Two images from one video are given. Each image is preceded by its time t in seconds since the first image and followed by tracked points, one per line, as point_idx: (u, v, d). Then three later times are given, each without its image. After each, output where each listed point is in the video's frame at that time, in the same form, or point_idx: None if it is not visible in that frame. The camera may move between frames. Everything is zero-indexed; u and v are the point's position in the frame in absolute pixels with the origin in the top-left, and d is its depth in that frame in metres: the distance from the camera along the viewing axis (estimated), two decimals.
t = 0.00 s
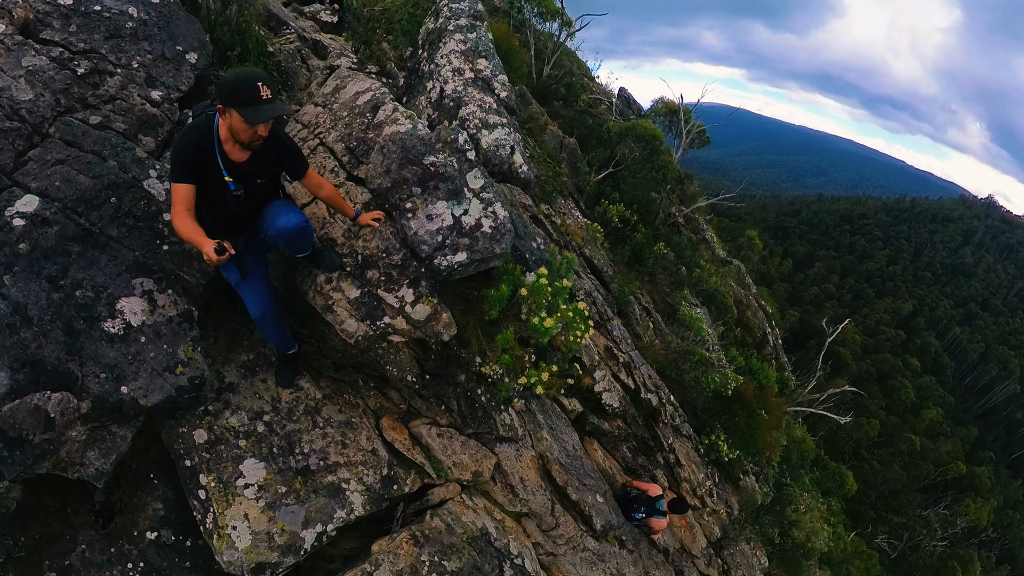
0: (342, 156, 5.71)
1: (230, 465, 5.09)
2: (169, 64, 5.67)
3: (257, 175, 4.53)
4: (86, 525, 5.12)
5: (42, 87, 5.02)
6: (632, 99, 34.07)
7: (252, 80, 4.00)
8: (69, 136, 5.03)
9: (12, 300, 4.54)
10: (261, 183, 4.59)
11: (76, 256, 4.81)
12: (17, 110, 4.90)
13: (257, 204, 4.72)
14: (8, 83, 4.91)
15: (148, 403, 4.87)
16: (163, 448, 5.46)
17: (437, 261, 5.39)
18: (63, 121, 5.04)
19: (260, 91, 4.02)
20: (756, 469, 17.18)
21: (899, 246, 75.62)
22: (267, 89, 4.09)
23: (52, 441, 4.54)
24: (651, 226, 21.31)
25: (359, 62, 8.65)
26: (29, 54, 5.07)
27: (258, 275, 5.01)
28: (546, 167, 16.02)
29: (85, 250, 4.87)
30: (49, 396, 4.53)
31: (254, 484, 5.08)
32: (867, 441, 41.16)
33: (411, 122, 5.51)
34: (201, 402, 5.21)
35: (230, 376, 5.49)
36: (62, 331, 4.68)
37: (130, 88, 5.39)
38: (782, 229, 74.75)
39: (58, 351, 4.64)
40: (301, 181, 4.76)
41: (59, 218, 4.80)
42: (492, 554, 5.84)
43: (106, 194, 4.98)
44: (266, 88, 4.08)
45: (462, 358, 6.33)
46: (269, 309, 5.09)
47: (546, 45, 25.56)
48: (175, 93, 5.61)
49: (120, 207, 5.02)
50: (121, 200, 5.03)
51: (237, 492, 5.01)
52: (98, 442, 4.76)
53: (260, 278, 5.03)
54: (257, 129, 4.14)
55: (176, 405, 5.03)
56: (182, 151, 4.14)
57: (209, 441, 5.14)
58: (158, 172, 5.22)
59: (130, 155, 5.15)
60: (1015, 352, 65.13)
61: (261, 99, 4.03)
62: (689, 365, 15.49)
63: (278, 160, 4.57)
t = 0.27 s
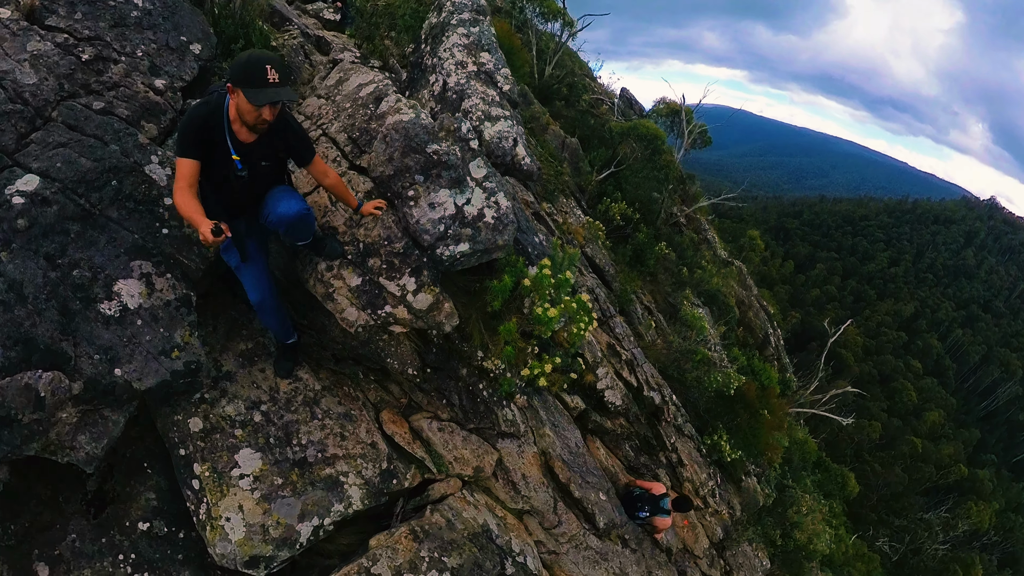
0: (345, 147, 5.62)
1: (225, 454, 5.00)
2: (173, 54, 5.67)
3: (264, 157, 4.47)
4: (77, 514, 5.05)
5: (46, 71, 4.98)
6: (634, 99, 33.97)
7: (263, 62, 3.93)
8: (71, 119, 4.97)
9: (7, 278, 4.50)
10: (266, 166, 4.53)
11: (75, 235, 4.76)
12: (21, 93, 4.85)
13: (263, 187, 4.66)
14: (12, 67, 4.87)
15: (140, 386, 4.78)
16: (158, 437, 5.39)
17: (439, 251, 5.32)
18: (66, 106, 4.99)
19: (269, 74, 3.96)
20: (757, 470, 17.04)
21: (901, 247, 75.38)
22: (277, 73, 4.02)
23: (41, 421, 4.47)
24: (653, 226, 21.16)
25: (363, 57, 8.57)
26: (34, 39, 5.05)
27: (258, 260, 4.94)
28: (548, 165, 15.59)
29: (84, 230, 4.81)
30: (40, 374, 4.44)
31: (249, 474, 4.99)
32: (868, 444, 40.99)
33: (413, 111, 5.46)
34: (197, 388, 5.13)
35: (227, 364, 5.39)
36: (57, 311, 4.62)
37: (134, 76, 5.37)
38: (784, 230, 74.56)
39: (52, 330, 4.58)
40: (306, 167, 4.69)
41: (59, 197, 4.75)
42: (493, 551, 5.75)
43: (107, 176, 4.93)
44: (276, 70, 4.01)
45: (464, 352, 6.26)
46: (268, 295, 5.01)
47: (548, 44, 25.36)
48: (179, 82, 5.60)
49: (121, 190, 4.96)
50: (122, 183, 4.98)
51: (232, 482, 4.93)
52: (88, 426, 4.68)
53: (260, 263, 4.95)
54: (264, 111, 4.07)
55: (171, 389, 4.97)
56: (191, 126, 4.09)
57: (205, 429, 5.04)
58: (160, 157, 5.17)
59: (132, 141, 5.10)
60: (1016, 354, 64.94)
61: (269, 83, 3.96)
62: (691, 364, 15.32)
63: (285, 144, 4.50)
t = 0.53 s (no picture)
0: (352, 135, 5.55)
1: (225, 443, 4.90)
2: (182, 41, 5.76)
3: (275, 134, 4.42)
4: (70, 503, 5.00)
5: (54, 51, 5.00)
6: (637, 100, 33.89)
7: (278, 35, 3.90)
8: (78, 100, 4.99)
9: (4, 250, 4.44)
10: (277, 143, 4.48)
11: (77, 211, 4.77)
12: (28, 71, 4.85)
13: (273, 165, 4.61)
14: (20, 45, 4.89)
15: (140, 366, 4.73)
16: (155, 426, 5.38)
17: (448, 240, 5.27)
18: (74, 86, 5.02)
19: (283, 47, 3.92)
20: (761, 472, 16.87)
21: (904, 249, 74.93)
22: (292, 48, 3.98)
23: (32, 399, 4.40)
24: (657, 226, 20.96)
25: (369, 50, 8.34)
26: (44, 20, 5.08)
27: (263, 239, 4.85)
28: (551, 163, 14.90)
29: (86, 206, 4.82)
30: (32, 350, 4.36)
31: (249, 465, 4.88)
32: (871, 447, 40.73)
33: (423, 98, 5.39)
34: (196, 373, 5.07)
35: (229, 352, 5.33)
36: (54, 287, 4.57)
37: (142, 61, 5.43)
38: (787, 232, 74.31)
39: (49, 306, 4.51)
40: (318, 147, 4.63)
41: (63, 171, 4.75)
42: (499, 548, 5.64)
43: (112, 156, 4.95)
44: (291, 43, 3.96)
45: (471, 346, 6.21)
46: (272, 275, 4.90)
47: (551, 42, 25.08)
48: (187, 69, 5.71)
49: (125, 169, 4.98)
50: (127, 162, 5.00)
51: (231, 472, 4.81)
52: (81, 409, 4.58)
53: (265, 243, 4.86)
54: (276, 85, 4.04)
55: (168, 373, 4.90)
56: (203, 95, 4.09)
57: (204, 416, 4.95)
58: (167, 141, 5.23)
59: (138, 123, 5.13)
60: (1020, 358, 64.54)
61: (283, 56, 3.92)
62: (695, 364, 15.03)
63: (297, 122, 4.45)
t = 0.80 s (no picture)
0: (363, 130, 5.59)
1: (234, 435, 4.94)
2: (193, 37, 5.97)
3: (293, 123, 4.51)
4: (75, 494, 5.06)
5: (68, 42, 5.16)
6: (639, 102, 33.97)
7: (301, 26, 4.00)
8: (92, 91, 5.12)
9: (20, 236, 4.59)
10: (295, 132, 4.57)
11: (90, 198, 4.85)
12: (42, 61, 5.00)
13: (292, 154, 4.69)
14: (35, 36, 5.07)
15: (151, 354, 4.75)
16: (162, 417, 5.46)
17: (456, 235, 5.33)
18: (87, 77, 5.17)
19: (305, 38, 4.01)
20: (763, 474, 16.87)
21: (905, 251, 74.86)
22: (314, 39, 4.06)
23: (41, 385, 4.40)
24: (659, 227, 20.95)
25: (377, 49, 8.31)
26: (60, 14, 5.28)
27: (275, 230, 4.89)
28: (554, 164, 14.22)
29: (99, 194, 4.90)
30: (42, 335, 4.40)
31: (257, 457, 4.91)
32: (872, 450, 40.60)
33: (433, 95, 5.46)
34: (206, 364, 5.12)
35: (238, 344, 5.38)
36: (66, 273, 4.63)
37: (154, 54, 5.60)
38: (788, 234, 74.18)
39: (60, 291, 4.58)
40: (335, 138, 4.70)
41: (76, 158, 4.86)
42: (508, 542, 5.66)
43: (125, 146, 5.04)
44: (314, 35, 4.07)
45: (477, 341, 6.27)
46: (282, 267, 4.95)
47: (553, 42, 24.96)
48: (198, 62, 5.88)
49: (138, 158, 5.06)
50: (140, 152, 5.08)
51: (239, 464, 4.84)
52: (90, 397, 4.59)
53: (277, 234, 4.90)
54: (295, 75, 4.13)
55: (179, 361, 4.93)
56: (226, 82, 4.25)
57: (213, 407, 4.99)
58: (178, 133, 5.32)
59: (150, 114, 5.25)
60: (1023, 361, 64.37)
61: (304, 45, 4.01)
62: (697, 364, 15.06)
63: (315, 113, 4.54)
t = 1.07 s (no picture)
0: (376, 132, 5.71)
1: (249, 428, 5.06)
2: (207, 36, 6.18)
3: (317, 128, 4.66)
4: (88, 488, 5.17)
5: (87, 40, 5.35)
6: (641, 104, 34.07)
7: (337, 34, 4.15)
8: (110, 88, 5.29)
9: (41, 229, 4.67)
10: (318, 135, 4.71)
11: (109, 193, 4.98)
12: (61, 58, 5.17)
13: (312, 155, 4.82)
14: (54, 33, 5.26)
15: (170, 348, 4.85)
16: (176, 411, 5.61)
17: (469, 234, 5.44)
18: (105, 74, 5.34)
19: (340, 47, 4.18)
20: (765, 475, 16.94)
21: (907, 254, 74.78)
22: (348, 48, 4.25)
23: (61, 375, 4.49)
24: (662, 229, 21.04)
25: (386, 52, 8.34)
26: (79, 12, 5.48)
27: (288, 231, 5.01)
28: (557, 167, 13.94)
29: (118, 188, 5.04)
30: (64, 327, 4.49)
31: (272, 450, 5.02)
32: (874, 453, 40.54)
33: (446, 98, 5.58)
34: (222, 358, 5.22)
35: (253, 340, 5.51)
36: (87, 266, 4.74)
37: (170, 53, 5.80)
38: (791, 236, 74.13)
39: (81, 284, 4.68)
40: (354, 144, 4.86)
41: (96, 154, 5.01)
42: (517, 537, 5.76)
43: (144, 142, 5.20)
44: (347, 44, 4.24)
45: (485, 339, 6.41)
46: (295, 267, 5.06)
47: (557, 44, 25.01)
48: (212, 61, 6.12)
49: (156, 155, 5.22)
50: (158, 149, 5.24)
51: (254, 458, 4.95)
52: (108, 388, 4.71)
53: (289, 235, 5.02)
54: (326, 82, 4.29)
55: (198, 355, 5.02)
56: (253, 85, 4.37)
57: (228, 401, 5.11)
58: (195, 131, 5.48)
59: (168, 112, 5.42)
60: None
61: (339, 54, 4.17)
62: (699, 365, 15.21)
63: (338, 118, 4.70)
